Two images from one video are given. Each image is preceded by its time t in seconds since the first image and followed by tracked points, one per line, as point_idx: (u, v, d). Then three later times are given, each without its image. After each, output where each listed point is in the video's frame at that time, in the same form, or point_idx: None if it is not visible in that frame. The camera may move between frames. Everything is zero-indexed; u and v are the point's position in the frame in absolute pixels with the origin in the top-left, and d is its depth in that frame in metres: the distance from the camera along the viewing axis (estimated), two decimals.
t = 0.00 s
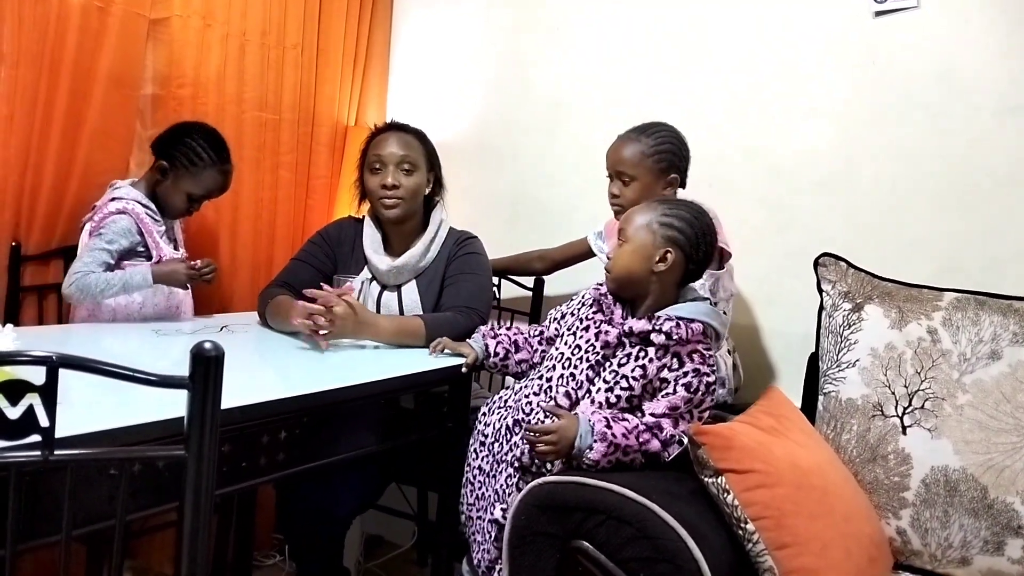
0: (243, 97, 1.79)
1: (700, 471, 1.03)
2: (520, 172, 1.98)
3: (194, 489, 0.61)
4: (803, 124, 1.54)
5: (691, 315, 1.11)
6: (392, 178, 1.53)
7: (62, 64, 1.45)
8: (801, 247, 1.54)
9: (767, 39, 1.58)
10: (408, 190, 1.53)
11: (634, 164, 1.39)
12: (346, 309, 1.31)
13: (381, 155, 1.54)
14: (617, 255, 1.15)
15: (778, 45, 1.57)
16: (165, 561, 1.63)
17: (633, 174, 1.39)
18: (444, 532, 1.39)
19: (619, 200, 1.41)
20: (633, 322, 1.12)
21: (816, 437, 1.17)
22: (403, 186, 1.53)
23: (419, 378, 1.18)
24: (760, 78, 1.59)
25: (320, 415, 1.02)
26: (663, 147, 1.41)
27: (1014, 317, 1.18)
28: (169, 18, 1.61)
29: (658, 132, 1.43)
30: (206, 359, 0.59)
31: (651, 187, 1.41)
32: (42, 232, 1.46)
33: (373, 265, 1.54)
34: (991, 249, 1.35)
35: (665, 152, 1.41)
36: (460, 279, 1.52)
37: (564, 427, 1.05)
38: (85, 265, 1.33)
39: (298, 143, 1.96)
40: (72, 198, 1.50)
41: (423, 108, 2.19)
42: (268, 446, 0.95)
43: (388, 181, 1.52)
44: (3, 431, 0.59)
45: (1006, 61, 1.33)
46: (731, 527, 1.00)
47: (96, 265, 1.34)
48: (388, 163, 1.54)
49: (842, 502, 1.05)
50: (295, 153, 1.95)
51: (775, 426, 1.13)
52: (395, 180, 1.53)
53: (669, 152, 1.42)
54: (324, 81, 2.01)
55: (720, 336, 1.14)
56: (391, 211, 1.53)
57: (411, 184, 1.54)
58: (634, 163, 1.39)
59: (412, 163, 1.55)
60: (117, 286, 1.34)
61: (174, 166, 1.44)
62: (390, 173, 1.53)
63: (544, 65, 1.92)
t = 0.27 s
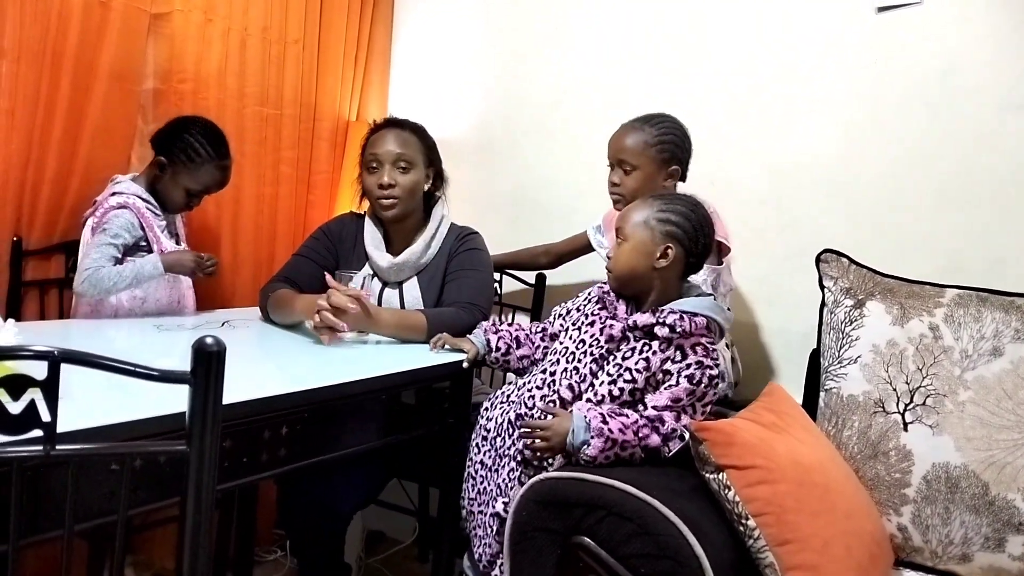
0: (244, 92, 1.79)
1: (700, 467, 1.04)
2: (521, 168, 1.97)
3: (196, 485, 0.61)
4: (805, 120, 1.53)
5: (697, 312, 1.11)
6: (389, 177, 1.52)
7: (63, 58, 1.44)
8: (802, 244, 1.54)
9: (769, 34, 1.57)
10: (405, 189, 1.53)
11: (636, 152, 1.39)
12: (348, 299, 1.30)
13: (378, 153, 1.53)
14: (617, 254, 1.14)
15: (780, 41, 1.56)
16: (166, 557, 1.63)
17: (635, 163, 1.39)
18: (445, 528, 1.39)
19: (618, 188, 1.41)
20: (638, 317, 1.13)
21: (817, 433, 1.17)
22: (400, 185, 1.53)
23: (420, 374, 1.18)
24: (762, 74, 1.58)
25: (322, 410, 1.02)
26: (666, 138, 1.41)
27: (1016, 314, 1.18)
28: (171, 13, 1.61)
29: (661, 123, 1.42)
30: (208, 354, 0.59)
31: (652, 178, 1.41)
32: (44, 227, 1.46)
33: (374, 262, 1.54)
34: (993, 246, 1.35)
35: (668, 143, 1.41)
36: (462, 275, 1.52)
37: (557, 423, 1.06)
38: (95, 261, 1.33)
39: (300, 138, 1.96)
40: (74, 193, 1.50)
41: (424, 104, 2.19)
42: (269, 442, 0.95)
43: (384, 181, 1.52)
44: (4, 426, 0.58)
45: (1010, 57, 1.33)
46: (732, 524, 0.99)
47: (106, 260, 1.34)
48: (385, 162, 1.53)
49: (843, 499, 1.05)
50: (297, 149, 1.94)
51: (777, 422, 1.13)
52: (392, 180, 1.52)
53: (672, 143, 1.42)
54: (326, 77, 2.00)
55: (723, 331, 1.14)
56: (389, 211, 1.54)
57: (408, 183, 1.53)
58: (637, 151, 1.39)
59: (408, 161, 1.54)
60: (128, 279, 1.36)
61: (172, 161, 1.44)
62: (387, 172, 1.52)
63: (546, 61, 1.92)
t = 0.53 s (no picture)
0: (246, 90, 1.79)
1: (701, 466, 1.04)
2: (523, 167, 1.97)
3: (198, 482, 0.61)
4: (807, 120, 1.53)
5: (702, 310, 1.11)
6: (372, 180, 1.52)
7: (66, 56, 1.44)
8: (805, 243, 1.54)
9: (772, 33, 1.57)
10: (391, 190, 1.52)
11: (636, 130, 1.39)
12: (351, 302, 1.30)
13: (361, 157, 1.53)
14: (621, 258, 1.14)
15: (783, 40, 1.56)
16: (167, 554, 1.64)
17: (635, 142, 1.40)
18: (446, 526, 1.39)
19: (617, 166, 1.42)
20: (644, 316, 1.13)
21: (819, 432, 1.17)
22: (385, 185, 1.52)
23: (422, 372, 1.18)
24: (765, 73, 1.58)
25: (323, 408, 1.02)
26: (667, 117, 1.41)
27: (1018, 313, 1.18)
28: (173, 11, 1.61)
29: (662, 101, 1.42)
30: (210, 352, 0.59)
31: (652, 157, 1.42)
32: (46, 225, 1.47)
33: (372, 260, 1.53)
34: (996, 246, 1.35)
35: (668, 121, 1.41)
36: (460, 272, 1.52)
37: (562, 420, 1.06)
38: (97, 259, 1.33)
39: (302, 136, 1.96)
40: (76, 191, 1.50)
41: (426, 102, 2.19)
42: (271, 440, 0.95)
43: (368, 184, 1.52)
44: (7, 424, 0.58)
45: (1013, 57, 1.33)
46: (733, 523, 1.00)
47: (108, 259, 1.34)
48: (367, 165, 1.53)
49: (845, 499, 1.05)
50: (299, 147, 1.94)
51: (779, 421, 1.13)
52: (376, 181, 1.52)
53: (672, 122, 1.42)
54: (328, 75, 2.00)
55: (727, 330, 1.14)
56: (379, 213, 1.54)
57: (393, 183, 1.53)
58: (638, 129, 1.39)
59: (391, 161, 1.53)
60: (130, 278, 1.35)
61: (176, 163, 1.43)
62: (371, 174, 1.52)
63: (548, 60, 1.92)
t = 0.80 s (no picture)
0: (244, 89, 1.78)
1: (701, 465, 1.03)
2: (522, 165, 1.97)
3: (196, 481, 0.61)
4: (806, 118, 1.53)
5: (697, 308, 1.11)
6: (370, 172, 1.52)
7: (64, 55, 1.44)
8: (803, 242, 1.54)
9: (770, 32, 1.57)
10: (388, 182, 1.52)
11: (638, 113, 1.39)
12: (346, 300, 1.30)
13: (358, 150, 1.54)
14: (616, 255, 1.14)
15: (781, 38, 1.56)
16: (166, 554, 1.64)
17: (638, 123, 1.40)
18: (445, 525, 1.39)
19: (622, 149, 1.42)
20: (640, 314, 1.13)
21: (817, 430, 1.17)
22: (383, 178, 1.52)
23: (420, 371, 1.18)
24: (763, 72, 1.58)
25: (322, 407, 1.02)
26: (669, 99, 1.40)
27: (1017, 311, 1.18)
28: (171, 10, 1.61)
29: (665, 83, 1.42)
30: (207, 350, 0.59)
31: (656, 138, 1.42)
32: (44, 225, 1.46)
33: (367, 257, 1.53)
34: (994, 244, 1.35)
35: (671, 103, 1.41)
36: (455, 270, 1.51)
37: (558, 421, 1.06)
38: (94, 258, 1.34)
39: (301, 135, 1.96)
40: (74, 190, 1.50)
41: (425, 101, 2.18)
42: (269, 438, 0.95)
43: (365, 176, 1.52)
44: (4, 423, 0.58)
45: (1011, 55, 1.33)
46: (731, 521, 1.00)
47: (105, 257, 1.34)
48: (364, 158, 1.53)
49: (843, 497, 1.05)
50: (298, 146, 1.94)
51: (777, 420, 1.12)
52: (373, 174, 1.52)
53: (675, 104, 1.42)
54: (327, 74, 2.00)
55: (724, 327, 1.14)
56: (375, 205, 1.53)
57: (390, 176, 1.53)
58: (640, 111, 1.39)
59: (388, 154, 1.54)
60: (128, 276, 1.36)
61: (170, 159, 1.44)
62: (368, 167, 1.53)
63: (547, 58, 1.92)
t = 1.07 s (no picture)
0: (244, 90, 1.78)
1: (700, 465, 1.03)
2: (521, 166, 1.97)
3: (196, 482, 0.61)
4: (805, 118, 1.53)
5: (695, 308, 1.11)
6: (375, 169, 1.52)
7: (62, 56, 1.44)
8: (802, 242, 1.54)
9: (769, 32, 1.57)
10: (393, 180, 1.52)
11: (650, 104, 1.39)
12: (344, 299, 1.30)
13: (362, 149, 1.54)
14: (614, 255, 1.14)
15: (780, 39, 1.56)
16: (166, 555, 1.64)
17: (649, 113, 1.40)
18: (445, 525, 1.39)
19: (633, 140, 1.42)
20: (639, 315, 1.14)
21: (816, 429, 1.17)
22: (388, 176, 1.52)
23: (420, 372, 1.18)
24: (762, 72, 1.58)
25: (321, 408, 1.02)
26: (680, 90, 1.40)
27: (1016, 311, 1.18)
28: (170, 11, 1.61)
29: (675, 75, 1.42)
30: (207, 351, 0.59)
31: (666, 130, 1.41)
32: (43, 226, 1.46)
33: (369, 257, 1.53)
34: (993, 244, 1.35)
35: (682, 95, 1.41)
36: (455, 271, 1.51)
37: (557, 422, 1.06)
38: (91, 258, 1.34)
39: (300, 136, 1.95)
40: (73, 191, 1.50)
41: (424, 101, 2.18)
42: (269, 440, 0.95)
43: (370, 173, 1.52)
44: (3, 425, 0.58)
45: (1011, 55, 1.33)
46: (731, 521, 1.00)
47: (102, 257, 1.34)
48: (369, 155, 1.53)
49: (843, 497, 1.05)
50: (297, 146, 1.94)
51: (776, 420, 1.12)
52: (378, 171, 1.52)
53: (686, 96, 1.41)
54: (326, 75, 2.00)
55: (722, 327, 1.14)
56: (380, 202, 1.53)
57: (395, 174, 1.53)
58: (652, 102, 1.39)
59: (393, 153, 1.54)
60: (125, 276, 1.36)
61: (163, 155, 1.43)
62: (374, 164, 1.52)
63: (546, 59, 1.92)
